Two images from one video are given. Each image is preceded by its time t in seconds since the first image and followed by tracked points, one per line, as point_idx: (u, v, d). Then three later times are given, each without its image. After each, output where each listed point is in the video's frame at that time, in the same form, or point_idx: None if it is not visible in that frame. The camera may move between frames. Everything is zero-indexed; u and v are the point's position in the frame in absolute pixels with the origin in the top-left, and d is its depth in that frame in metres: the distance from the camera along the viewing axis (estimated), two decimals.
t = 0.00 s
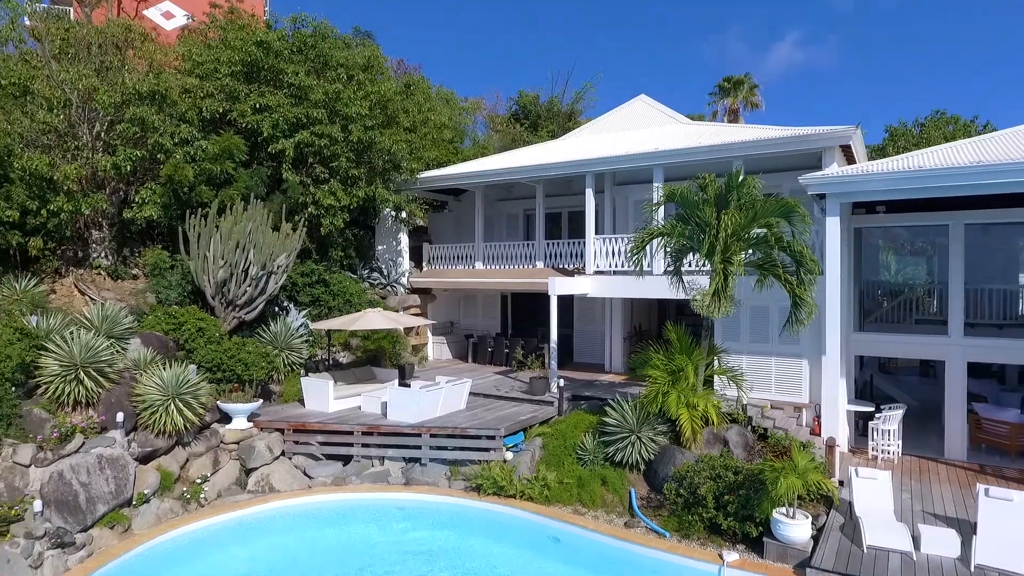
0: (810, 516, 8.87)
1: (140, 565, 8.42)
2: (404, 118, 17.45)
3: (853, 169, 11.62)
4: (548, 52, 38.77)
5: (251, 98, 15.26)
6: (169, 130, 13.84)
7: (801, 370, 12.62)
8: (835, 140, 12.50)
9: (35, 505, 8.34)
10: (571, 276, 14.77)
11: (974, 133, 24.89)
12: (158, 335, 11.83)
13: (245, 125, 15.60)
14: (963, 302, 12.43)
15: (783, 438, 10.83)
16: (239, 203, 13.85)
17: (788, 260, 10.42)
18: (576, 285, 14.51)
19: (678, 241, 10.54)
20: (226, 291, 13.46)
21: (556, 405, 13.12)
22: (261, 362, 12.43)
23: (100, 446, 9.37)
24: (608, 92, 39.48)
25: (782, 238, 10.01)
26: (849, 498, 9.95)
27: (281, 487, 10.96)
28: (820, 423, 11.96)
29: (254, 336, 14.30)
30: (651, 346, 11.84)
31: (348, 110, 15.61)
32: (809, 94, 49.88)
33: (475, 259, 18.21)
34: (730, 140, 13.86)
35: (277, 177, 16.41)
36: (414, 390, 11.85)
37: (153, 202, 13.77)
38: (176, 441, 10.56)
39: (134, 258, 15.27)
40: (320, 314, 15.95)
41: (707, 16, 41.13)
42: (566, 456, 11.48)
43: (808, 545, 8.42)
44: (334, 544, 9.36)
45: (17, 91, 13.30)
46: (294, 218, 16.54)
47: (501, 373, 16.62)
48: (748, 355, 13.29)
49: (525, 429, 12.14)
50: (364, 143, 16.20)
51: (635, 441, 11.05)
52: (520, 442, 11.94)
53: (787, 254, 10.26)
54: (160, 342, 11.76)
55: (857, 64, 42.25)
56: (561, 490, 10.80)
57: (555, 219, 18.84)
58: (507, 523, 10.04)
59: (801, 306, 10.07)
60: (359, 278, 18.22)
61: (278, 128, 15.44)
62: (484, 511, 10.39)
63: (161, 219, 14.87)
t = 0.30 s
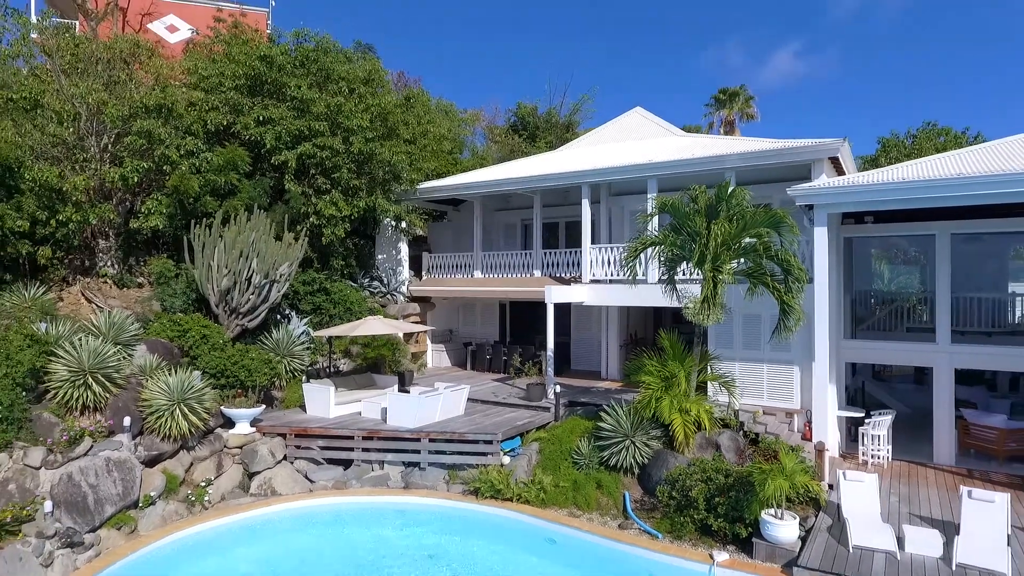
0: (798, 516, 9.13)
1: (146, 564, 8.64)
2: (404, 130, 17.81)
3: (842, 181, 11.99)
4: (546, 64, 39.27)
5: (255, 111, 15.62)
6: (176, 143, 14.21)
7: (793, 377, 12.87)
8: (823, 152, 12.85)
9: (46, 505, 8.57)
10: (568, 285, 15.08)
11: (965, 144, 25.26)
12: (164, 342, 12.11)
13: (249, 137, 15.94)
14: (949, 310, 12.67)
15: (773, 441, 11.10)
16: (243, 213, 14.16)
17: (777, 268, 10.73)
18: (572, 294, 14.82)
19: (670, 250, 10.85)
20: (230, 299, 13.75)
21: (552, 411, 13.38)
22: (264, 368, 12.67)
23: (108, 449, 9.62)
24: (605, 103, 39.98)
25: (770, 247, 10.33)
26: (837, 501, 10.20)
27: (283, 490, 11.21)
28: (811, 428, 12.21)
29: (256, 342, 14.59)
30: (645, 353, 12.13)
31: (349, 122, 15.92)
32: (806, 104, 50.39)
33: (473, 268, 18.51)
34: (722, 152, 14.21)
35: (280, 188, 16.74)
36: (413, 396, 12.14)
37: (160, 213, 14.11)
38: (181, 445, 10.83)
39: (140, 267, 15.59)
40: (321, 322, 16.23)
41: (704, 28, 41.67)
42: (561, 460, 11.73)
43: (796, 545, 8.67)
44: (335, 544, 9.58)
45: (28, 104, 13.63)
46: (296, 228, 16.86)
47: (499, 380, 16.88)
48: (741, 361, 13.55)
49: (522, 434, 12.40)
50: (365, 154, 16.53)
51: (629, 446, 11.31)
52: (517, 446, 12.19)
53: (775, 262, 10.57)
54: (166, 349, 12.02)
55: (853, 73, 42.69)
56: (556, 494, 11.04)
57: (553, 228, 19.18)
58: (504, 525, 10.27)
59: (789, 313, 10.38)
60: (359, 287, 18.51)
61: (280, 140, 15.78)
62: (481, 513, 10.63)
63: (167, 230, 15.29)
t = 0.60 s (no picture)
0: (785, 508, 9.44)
1: (153, 555, 8.93)
2: (403, 132, 18.11)
3: (832, 183, 12.31)
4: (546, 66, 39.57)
5: (257, 114, 15.92)
6: (180, 145, 14.54)
7: (784, 374, 13.13)
8: (812, 155, 13.18)
9: (57, 496, 8.80)
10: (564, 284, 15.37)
11: (958, 146, 25.57)
12: (169, 341, 12.46)
13: (251, 139, 16.24)
14: (936, 310, 12.93)
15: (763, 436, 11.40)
16: (246, 214, 14.45)
17: (766, 268, 11.04)
18: (569, 293, 15.12)
19: (662, 250, 11.16)
20: (233, 298, 14.06)
21: (549, 408, 13.69)
22: (267, 366, 13.04)
23: (116, 444, 9.94)
24: (604, 105, 40.28)
25: (759, 248, 10.64)
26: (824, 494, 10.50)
27: (285, 484, 11.52)
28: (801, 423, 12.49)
29: (259, 340, 14.91)
30: (639, 351, 12.45)
31: (350, 125, 16.21)
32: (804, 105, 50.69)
33: (472, 268, 18.80)
34: (715, 154, 14.51)
35: (281, 189, 17.04)
36: (412, 393, 12.43)
37: (165, 214, 14.43)
38: (186, 440, 11.14)
39: (145, 267, 15.90)
40: (322, 321, 16.54)
41: (702, 29, 41.98)
42: (557, 455, 12.03)
43: (782, 535, 8.98)
44: (336, 536, 9.86)
45: (36, 108, 13.92)
46: (298, 228, 17.15)
47: (497, 378, 17.18)
48: (733, 359, 13.78)
49: (519, 430, 12.70)
50: (365, 156, 16.82)
51: (623, 441, 11.61)
52: (514, 441, 12.49)
53: (765, 262, 10.87)
54: (171, 347, 12.38)
55: (853, 73, 42.88)
56: (552, 487, 11.34)
57: (550, 229, 19.49)
58: (501, 518, 10.56)
59: (777, 312, 10.70)
60: (360, 286, 18.83)
61: (283, 142, 16.07)
62: (478, 506, 10.92)
63: (172, 230, 15.61)
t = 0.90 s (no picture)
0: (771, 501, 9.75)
1: (161, 545, 9.24)
2: (403, 135, 18.42)
3: (820, 185, 12.63)
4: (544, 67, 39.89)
5: (259, 117, 16.22)
6: (185, 148, 14.85)
7: (774, 372, 13.42)
8: (801, 158, 13.48)
9: (68, 488, 9.18)
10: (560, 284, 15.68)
11: (951, 148, 25.90)
12: (174, 339, 12.84)
13: (254, 142, 16.55)
14: (924, 310, 13.23)
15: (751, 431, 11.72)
16: (248, 216, 14.75)
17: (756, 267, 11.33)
18: (565, 292, 15.43)
19: (654, 250, 11.47)
20: (236, 297, 14.35)
21: (544, 405, 14.00)
22: (269, 364, 13.39)
23: (124, 438, 10.26)
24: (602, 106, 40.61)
25: (748, 248, 10.97)
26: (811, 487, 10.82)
27: (287, 478, 11.83)
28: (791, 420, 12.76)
29: (262, 338, 15.24)
30: (632, 349, 12.78)
31: (350, 128, 16.49)
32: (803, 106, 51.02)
33: (470, 268, 19.11)
34: (708, 156, 14.82)
35: (283, 190, 17.34)
36: (410, 389, 12.74)
37: (170, 215, 14.74)
38: (191, 435, 11.46)
39: (149, 267, 16.22)
40: (323, 320, 16.87)
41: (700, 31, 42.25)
42: (552, 450, 12.34)
43: (768, 526, 9.29)
44: (337, 528, 10.16)
45: (44, 111, 14.26)
46: (299, 229, 17.46)
47: (495, 377, 17.50)
48: (725, 357, 14.07)
49: (515, 426, 13.01)
50: (366, 158, 17.11)
51: (616, 436, 11.93)
52: (511, 437, 12.81)
53: (754, 262, 11.18)
54: (176, 345, 12.75)
55: (853, 73, 43.14)
56: (547, 481, 11.65)
57: (547, 229, 19.80)
58: (498, 510, 10.86)
59: (766, 310, 11.02)
60: (360, 286, 19.18)
61: (284, 144, 16.37)
62: (476, 500, 11.21)
63: (176, 231, 15.92)
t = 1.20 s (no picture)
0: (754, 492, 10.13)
1: (167, 535, 9.59)
2: (401, 137, 18.76)
3: (807, 187, 12.99)
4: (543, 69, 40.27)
5: (261, 120, 16.56)
6: (189, 150, 15.25)
7: (763, 369, 13.77)
8: (790, 160, 13.82)
9: (78, 480, 9.55)
10: (555, 284, 16.04)
11: (943, 149, 26.23)
12: (179, 337, 13.20)
13: (256, 145, 16.91)
14: (909, 309, 13.56)
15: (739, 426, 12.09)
16: (250, 217, 15.08)
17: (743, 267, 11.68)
18: (560, 292, 15.79)
19: (645, 250, 11.84)
20: (239, 296, 14.72)
21: (539, 402, 14.35)
22: (271, 361, 13.78)
23: (131, 432, 10.63)
24: (600, 108, 41.00)
25: (734, 249, 11.35)
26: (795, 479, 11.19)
27: (288, 472, 12.19)
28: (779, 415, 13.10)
29: (263, 336, 15.62)
30: (624, 346, 13.15)
31: (349, 130, 16.83)
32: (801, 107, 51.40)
33: (468, 268, 19.44)
34: (699, 159, 15.18)
35: (284, 192, 17.68)
36: (409, 386, 13.15)
37: (174, 216, 15.26)
38: (196, 430, 11.82)
39: (153, 267, 16.60)
40: (323, 319, 17.21)
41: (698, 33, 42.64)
42: (546, 445, 12.70)
43: (751, 516, 9.66)
44: (337, 520, 10.49)
45: (52, 115, 14.71)
46: (300, 230, 17.82)
47: (491, 374, 17.84)
48: (716, 354, 14.42)
49: (510, 422, 13.43)
50: (365, 160, 17.41)
51: (608, 431, 12.29)
52: (505, 432, 13.20)
53: (741, 262, 11.54)
54: (181, 343, 13.14)
55: (853, 73, 43.45)
56: (541, 474, 11.99)
57: (544, 230, 20.14)
58: (494, 503, 11.19)
59: (752, 309, 11.38)
60: (359, 286, 19.58)
61: (285, 147, 16.71)
62: (472, 492, 11.54)
63: (180, 232, 16.28)
